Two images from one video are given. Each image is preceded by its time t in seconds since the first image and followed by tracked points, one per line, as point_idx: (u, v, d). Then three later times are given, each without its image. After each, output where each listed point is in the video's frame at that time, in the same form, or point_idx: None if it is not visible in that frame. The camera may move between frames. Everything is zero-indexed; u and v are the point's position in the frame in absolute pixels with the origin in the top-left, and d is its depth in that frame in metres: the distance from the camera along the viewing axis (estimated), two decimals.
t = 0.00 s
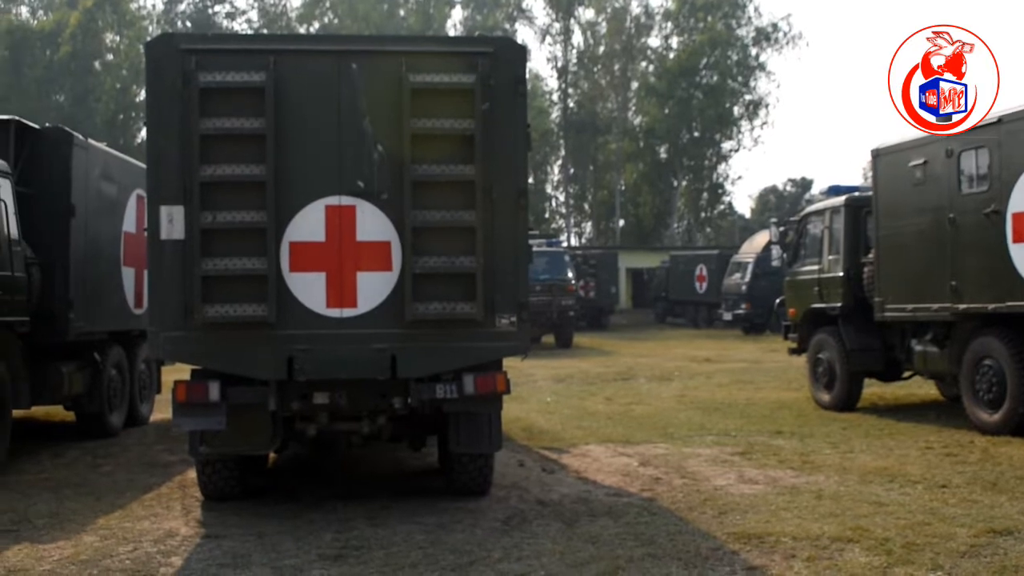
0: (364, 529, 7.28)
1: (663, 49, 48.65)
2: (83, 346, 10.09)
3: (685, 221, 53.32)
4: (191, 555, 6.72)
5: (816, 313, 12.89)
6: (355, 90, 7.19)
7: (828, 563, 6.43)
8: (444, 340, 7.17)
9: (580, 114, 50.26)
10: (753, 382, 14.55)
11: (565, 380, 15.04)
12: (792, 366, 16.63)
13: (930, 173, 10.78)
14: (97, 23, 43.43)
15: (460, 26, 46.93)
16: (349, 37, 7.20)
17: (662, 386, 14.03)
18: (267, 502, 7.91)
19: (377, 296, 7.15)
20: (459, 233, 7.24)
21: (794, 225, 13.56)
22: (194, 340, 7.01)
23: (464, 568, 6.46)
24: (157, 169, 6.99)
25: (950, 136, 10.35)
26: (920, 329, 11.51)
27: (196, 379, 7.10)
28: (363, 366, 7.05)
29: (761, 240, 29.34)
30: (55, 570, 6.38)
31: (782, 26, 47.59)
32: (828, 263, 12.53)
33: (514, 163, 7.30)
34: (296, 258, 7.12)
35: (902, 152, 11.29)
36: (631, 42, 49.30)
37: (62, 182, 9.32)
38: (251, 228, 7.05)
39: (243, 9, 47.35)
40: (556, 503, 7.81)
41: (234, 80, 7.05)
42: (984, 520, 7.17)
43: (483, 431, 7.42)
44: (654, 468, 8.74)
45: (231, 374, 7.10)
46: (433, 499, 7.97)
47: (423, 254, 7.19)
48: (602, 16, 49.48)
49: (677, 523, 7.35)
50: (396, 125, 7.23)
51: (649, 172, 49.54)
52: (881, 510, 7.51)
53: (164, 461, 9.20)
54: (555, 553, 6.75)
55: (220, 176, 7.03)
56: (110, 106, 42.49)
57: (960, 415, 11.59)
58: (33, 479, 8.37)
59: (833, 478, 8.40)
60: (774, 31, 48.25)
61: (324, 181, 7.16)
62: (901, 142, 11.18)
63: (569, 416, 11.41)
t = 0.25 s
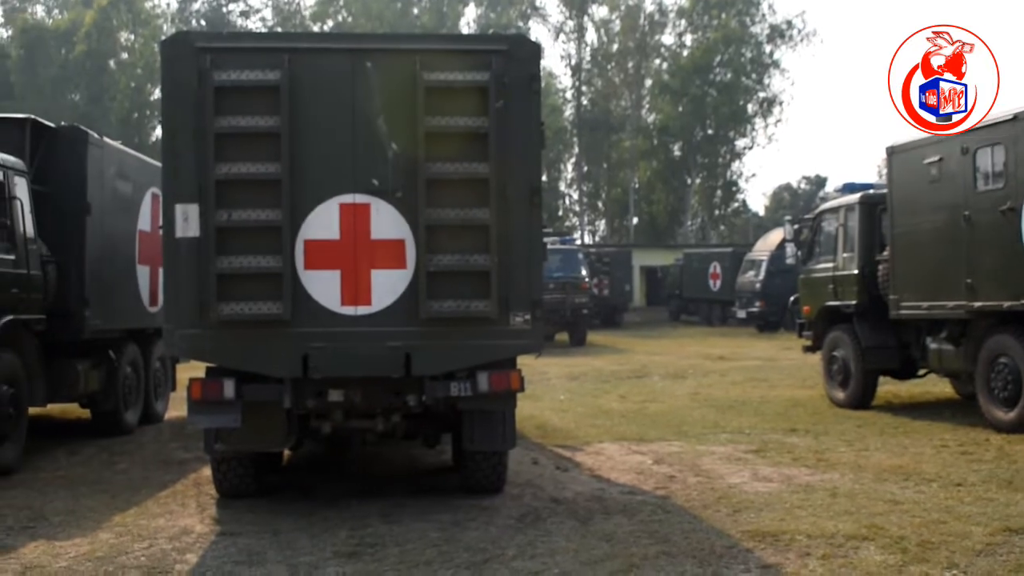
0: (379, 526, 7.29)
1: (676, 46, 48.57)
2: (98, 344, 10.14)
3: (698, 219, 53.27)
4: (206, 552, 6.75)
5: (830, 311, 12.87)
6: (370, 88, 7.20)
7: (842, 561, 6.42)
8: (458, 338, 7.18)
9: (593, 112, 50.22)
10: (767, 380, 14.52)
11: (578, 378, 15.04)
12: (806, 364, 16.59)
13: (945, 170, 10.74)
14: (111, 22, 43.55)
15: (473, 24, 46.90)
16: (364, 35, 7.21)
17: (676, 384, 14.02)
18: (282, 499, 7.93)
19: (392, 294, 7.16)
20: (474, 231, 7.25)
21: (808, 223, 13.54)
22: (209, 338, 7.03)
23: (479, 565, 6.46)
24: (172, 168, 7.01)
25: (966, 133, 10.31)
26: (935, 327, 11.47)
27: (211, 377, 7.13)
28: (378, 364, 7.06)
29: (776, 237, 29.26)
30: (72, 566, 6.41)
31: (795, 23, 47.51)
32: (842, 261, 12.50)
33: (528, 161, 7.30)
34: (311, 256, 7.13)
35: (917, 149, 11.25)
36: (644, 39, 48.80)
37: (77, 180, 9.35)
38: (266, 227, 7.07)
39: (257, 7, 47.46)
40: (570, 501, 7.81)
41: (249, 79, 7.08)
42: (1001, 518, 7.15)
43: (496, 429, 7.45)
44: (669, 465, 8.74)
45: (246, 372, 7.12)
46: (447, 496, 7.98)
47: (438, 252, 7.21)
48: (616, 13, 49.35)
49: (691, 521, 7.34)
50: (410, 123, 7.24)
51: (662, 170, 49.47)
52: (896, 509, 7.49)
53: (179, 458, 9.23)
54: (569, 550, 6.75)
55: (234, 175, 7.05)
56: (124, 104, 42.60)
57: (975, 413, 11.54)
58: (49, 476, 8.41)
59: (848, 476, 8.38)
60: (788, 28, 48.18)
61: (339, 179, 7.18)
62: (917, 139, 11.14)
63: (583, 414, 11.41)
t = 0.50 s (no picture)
0: (394, 525, 7.29)
1: (690, 45, 48.55)
2: (114, 344, 10.17)
3: (713, 218, 53.22)
4: (223, 551, 6.76)
5: (846, 309, 12.83)
6: (385, 87, 7.20)
7: (859, 560, 6.39)
8: (474, 337, 7.18)
9: (607, 110, 50.25)
10: (782, 379, 14.49)
11: (593, 377, 15.03)
12: (821, 363, 16.55)
13: (961, 168, 10.70)
14: (126, 23, 43.71)
15: (486, 22, 46.94)
16: (379, 34, 7.21)
17: (691, 383, 13.99)
18: (297, 498, 7.94)
19: (407, 293, 7.16)
20: (489, 230, 7.25)
21: (824, 221, 13.51)
22: (226, 337, 7.03)
23: (495, 564, 6.46)
24: (188, 168, 7.02)
25: (982, 130, 10.28)
26: (951, 325, 11.42)
27: (227, 376, 7.14)
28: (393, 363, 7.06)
29: (791, 235, 29.20)
30: (89, 565, 6.42)
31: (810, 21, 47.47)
32: (858, 259, 12.47)
33: (544, 160, 7.30)
34: (326, 255, 7.13)
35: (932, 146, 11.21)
36: (658, 37, 48.67)
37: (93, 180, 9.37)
38: (282, 226, 7.08)
39: (272, 8, 47.62)
40: (586, 500, 7.80)
41: (265, 79, 7.08)
42: (1019, 517, 7.11)
43: (512, 428, 7.45)
44: (684, 464, 8.72)
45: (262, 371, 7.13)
46: (462, 495, 7.98)
47: (453, 250, 7.21)
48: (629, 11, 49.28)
49: (707, 520, 7.32)
50: (425, 123, 7.23)
51: (677, 168, 49.38)
52: (913, 508, 7.46)
53: (195, 457, 9.25)
54: (585, 550, 6.74)
55: (250, 174, 7.05)
56: (139, 105, 42.77)
57: (992, 412, 11.49)
58: (66, 475, 8.44)
59: (864, 475, 8.35)
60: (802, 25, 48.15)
61: (354, 179, 7.18)
62: (932, 137, 11.11)
63: (598, 412, 11.40)
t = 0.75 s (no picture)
0: (421, 522, 7.31)
1: (715, 41, 48.40)
2: (142, 342, 10.24)
3: (738, 214, 53.06)
4: (251, 548, 6.79)
5: (873, 306, 12.76)
6: (411, 85, 7.21)
7: (887, 558, 6.36)
8: (500, 334, 7.19)
9: (631, 107, 50.20)
10: (809, 376, 14.43)
11: (619, 374, 15.02)
12: (848, 360, 16.47)
13: (990, 164, 10.63)
14: (151, 22, 43.91)
15: (510, 20, 46.94)
16: (404, 33, 7.23)
17: (717, 380, 13.96)
18: (324, 495, 7.97)
19: (433, 290, 7.18)
20: (514, 227, 7.25)
21: (850, 217, 13.45)
22: (253, 335, 7.07)
23: (521, 561, 6.46)
24: (215, 166, 7.05)
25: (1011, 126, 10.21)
26: (979, 322, 11.33)
27: (255, 374, 7.17)
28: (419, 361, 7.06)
29: (818, 233, 29.07)
30: (118, 561, 6.47)
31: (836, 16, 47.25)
32: (885, 256, 12.40)
33: (569, 157, 7.30)
34: (352, 253, 7.16)
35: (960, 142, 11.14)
36: (682, 34, 48.16)
37: (120, 179, 9.43)
38: (308, 224, 7.10)
39: (296, 7, 47.82)
40: (612, 497, 7.79)
41: (290, 78, 7.10)
42: None
43: (538, 425, 7.44)
44: (711, 462, 8.70)
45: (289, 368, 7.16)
46: (488, 493, 7.99)
47: (479, 248, 7.21)
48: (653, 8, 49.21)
49: (734, 518, 7.31)
50: (451, 120, 7.24)
51: (702, 165, 49.21)
52: (941, 506, 7.41)
53: (223, 454, 9.30)
54: (612, 547, 6.74)
55: (276, 173, 7.08)
56: (165, 104, 43.05)
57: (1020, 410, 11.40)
58: (96, 472, 8.50)
59: (892, 473, 8.31)
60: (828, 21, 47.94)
61: (380, 176, 7.20)
62: (961, 132, 11.03)
63: (624, 410, 11.39)
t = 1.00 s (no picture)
0: (438, 521, 7.32)
1: (733, 39, 48.29)
2: (160, 339, 10.27)
3: (755, 213, 52.93)
4: (269, 545, 6.81)
5: (891, 305, 12.73)
6: (429, 84, 7.22)
7: (907, 558, 6.34)
8: (518, 333, 7.19)
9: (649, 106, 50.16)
10: (827, 376, 14.40)
11: (636, 373, 15.02)
12: (866, 360, 16.44)
13: (1010, 163, 10.60)
14: (170, 20, 43.95)
15: (528, 18, 46.90)
16: (424, 31, 7.23)
17: (734, 379, 13.94)
18: (342, 493, 7.98)
19: (451, 289, 7.18)
20: (533, 226, 7.24)
21: (868, 216, 13.41)
22: (272, 333, 7.08)
23: (539, 560, 6.46)
24: (235, 164, 7.08)
25: None
26: (999, 322, 11.28)
27: (273, 372, 7.17)
28: (438, 359, 7.07)
29: (836, 232, 28.99)
30: (137, 559, 6.49)
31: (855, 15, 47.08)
32: (904, 255, 12.37)
33: (588, 156, 7.29)
34: (371, 252, 7.17)
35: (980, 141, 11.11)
36: (700, 32, 48.82)
37: (140, 176, 9.45)
38: (327, 222, 7.11)
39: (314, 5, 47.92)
40: (630, 496, 7.79)
41: (310, 76, 7.11)
42: None
43: (556, 423, 7.43)
44: (729, 461, 8.69)
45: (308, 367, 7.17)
46: (506, 491, 8.00)
47: (497, 247, 7.21)
48: (672, 7, 49.34)
49: (753, 517, 7.29)
50: (470, 119, 7.24)
51: (720, 164, 49.11)
52: (961, 506, 7.39)
53: (241, 452, 9.33)
54: (630, 546, 6.73)
55: (295, 171, 7.09)
56: (184, 102, 43.19)
57: None
58: (115, 469, 8.54)
59: (911, 473, 8.28)
60: (847, 19, 47.79)
61: (398, 175, 7.21)
62: (980, 131, 11.00)
63: (641, 409, 11.38)
